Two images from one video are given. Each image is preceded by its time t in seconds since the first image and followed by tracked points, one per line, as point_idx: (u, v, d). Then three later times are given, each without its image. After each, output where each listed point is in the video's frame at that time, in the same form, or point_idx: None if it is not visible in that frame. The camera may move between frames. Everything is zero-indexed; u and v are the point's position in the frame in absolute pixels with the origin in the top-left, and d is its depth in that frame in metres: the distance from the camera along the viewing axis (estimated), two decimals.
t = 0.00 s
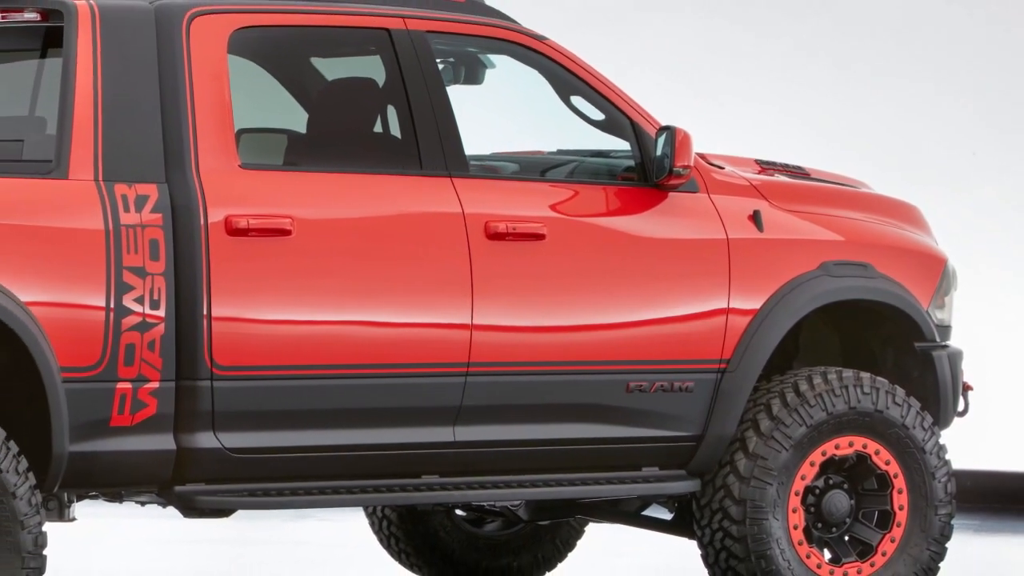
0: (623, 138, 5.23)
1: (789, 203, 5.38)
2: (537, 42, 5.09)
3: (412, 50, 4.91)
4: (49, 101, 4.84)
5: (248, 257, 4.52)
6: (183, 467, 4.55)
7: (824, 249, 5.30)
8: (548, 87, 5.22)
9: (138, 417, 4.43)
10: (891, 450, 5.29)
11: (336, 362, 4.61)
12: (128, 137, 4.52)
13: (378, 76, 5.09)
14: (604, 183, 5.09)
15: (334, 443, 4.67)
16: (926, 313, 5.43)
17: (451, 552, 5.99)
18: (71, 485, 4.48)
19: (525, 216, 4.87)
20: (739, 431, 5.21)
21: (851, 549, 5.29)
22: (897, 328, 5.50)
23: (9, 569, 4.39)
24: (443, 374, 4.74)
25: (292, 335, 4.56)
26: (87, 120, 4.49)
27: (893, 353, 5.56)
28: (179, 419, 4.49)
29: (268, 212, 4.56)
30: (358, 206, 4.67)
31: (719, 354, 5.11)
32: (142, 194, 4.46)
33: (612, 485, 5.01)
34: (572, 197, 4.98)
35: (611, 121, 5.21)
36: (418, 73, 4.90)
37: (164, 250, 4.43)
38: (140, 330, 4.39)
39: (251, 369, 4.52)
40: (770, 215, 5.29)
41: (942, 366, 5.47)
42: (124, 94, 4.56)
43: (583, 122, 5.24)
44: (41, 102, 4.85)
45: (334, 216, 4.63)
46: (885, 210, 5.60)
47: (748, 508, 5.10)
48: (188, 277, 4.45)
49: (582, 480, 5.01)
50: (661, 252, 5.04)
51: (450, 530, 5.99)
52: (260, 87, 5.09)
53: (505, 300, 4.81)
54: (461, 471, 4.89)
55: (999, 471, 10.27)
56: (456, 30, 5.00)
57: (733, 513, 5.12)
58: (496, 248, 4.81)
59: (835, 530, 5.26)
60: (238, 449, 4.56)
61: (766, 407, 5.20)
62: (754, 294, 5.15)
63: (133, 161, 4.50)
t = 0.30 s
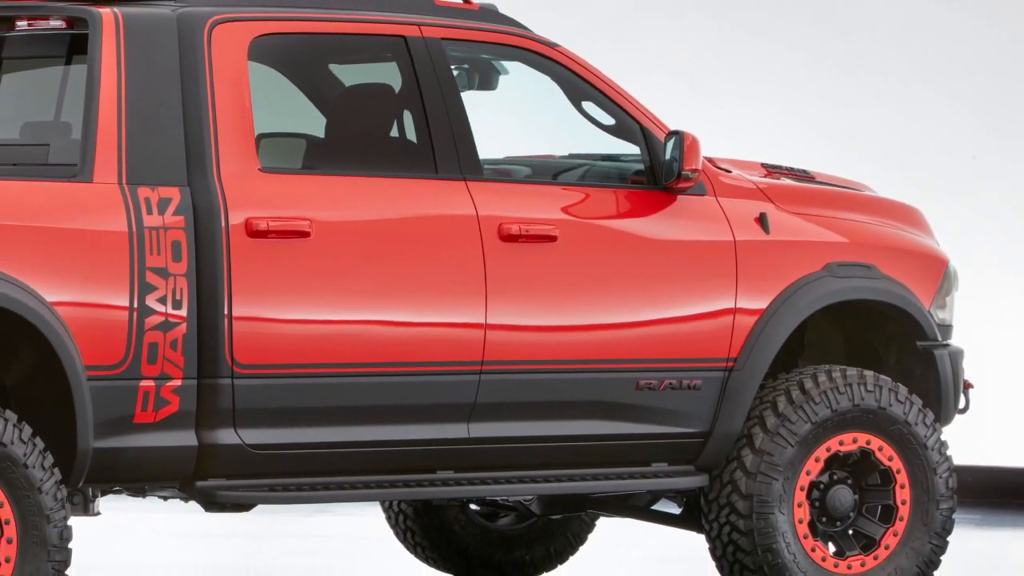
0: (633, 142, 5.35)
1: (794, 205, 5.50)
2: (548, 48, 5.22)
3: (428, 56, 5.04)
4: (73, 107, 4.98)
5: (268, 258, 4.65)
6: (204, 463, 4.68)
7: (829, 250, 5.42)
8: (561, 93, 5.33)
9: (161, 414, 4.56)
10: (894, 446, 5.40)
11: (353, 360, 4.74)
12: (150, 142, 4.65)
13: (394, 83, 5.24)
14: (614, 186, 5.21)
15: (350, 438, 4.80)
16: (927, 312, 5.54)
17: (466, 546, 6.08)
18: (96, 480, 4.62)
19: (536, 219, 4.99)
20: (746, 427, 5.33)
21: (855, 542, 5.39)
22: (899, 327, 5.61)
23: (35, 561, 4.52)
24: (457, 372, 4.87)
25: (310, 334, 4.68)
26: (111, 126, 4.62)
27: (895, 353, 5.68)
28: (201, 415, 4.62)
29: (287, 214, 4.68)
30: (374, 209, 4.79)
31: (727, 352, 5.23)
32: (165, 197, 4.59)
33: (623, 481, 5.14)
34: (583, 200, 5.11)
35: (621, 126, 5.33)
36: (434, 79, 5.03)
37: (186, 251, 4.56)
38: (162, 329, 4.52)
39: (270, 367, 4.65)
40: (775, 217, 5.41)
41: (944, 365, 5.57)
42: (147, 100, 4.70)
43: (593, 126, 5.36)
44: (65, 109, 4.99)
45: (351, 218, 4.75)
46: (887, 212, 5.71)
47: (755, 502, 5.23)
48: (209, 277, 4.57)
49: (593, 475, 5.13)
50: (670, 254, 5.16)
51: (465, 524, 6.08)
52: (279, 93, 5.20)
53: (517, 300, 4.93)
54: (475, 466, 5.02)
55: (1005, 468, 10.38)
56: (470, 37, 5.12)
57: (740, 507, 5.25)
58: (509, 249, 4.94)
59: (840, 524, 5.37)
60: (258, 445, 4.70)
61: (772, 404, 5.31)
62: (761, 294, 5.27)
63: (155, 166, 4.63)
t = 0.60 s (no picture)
0: (643, 147, 5.48)
1: (800, 208, 5.62)
2: (561, 55, 5.35)
3: (443, 63, 5.18)
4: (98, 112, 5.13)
5: (288, 259, 4.78)
6: (225, 459, 4.82)
7: (834, 252, 5.54)
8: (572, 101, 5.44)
9: (184, 411, 4.70)
10: (897, 442, 5.53)
11: (370, 358, 4.87)
12: (173, 146, 4.78)
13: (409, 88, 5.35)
14: (625, 189, 5.34)
15: (367, 434, 4.92)
16: (929, 312, 5.66)
17: (480, 539, 6.22)
18: (121, 475, 4.75)
19: (548, 221, 5.12)
20: (753, 424, 5.46)
21: (859, 536, 5.53)
22: (902, 327, 5.73)
23: (61, 554, 4.65)
24: (472, 370, 5.00)
25: (328, 333, 4.82)
26: (134, 131, 4.75)
27: (898, 351, 5.80)
28: (223, 412, 4.76)
29: (306, 217, 4.82)
30: (391, 212, 4.93)
31: (734, 351, 5.36)
32: (187, 200, 4.72)
33: (632, 476, 5.27)
34: (594, 203, 5.24)
35: (632, 131, 5.46)
36: (449, 85, 5.16)
37: (208, 253, 4.69)
38: (185, 328, 4.65)
39: (290, 365, 4.78)
40: (781, 220, 5.53)
41: (945, 363, 5.71)
42: (170, 106, 4.83)
43: (604, 131, 5.50)
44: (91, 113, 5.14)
45: (368, 220, 4.89)
46: (891, 214, 5.83)
47: (761, 497, 5.36)
48: (230, 278, 4.71)
49: (603, 470, 5.27)
50: (678, 255, 5.28)
51: (479, 518, 6.23)
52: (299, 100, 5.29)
53: (530, 300, 5.06)
54: (489, 462, 5.15)
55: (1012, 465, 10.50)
56: (485, 44, 5.25)
57: (747, 502, 5.38)
58: (522, 250, 5.07)
59: (844, 518, 5.50)
60: (278, 441, 4.83)
61: (778, 401, 5.44)
62: (767, 294, 5.40)
63: (178, 169, 4.76)
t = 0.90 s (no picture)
0: (653, 151, 5.61)
1: (805, 211, 5.75)
2: (573, 62, 5.48)
3: (458, 69, 5.31)
4: (123, 117, 5.30)
5: (308, 260, 4.92)
6: (247, 454, 4.96)
7: (839, 253, 5.68)
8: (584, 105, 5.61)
9: (206, 408, 4.84)
10: (900, 438, 5.66)
11: (388, 356, 5.01)
12: (196, 150, 4.92)
13: (424, 94, 5.47)
14: (635, 193, 5.47)
15: (385, 430, 5.07)
16: (931, 311, 5.79)
17: (495, 532, 6.32)
18: (145, 470, 4.90)
19: (561, 223, 5.26)
20: (760, 420, 5.59)
21: (862, 529, 5.66)
22: (905, 326, 5.87)
23: (87, 547, 4.80)
24: (486, 368, 5.14)
25: (347, 332, 4.96)
26: (158, 135, 4.89)
27: (901, 349, 5.93)
28: (245, 410, 4.90)
29: (325, 219, 4.95)
30: (408, 214, 5.07)
31: (742, 349, 5.49)
32: (210, 203, 4.86)
33: (642, 471, 5.41)
34: (606, 206, 5.38)
35: (642, 136, 5.60)
36: (464, 92, 5.30)
37: (230, 254, 4.83)
38: (208, 327, 4.79)
39: (310, 364, 4.92)
40: (787, 223, 5.66)
41: (946, 362, 5.83)
42: (193, 111, 4.97)
43: (615, 135, 5.65)
44: (116, 117, 5.31)
45: (386, 222, 5.03)
46: (894, 216, 5.97)
47: (768, 491, 5.49)
48: (252, 278, 4.85)
49: (614, 465, 5.41)
50: (687, 256, 5.42)
51: (494, 511, 6.31)
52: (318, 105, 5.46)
53: (542, 300, 5.20)
54: (503, 457, 5.29)
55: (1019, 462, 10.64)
56: (498, 51, 5.39)
57: (754, 496, 5.51)
58: (536, 252, 5.21)
59: (848, 512, 5.63)
60: (299, 437, 4.97)
61: (784, 399, 5.57)
62: (774, 294, 5.53)
63: (201, 173, 4.90)
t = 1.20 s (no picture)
0: (663, 156, 5.77)
1: (811, 213, 5.89)
2: (585, 69, 5.63)
3: (474, 76, 5.46)
4: (149, 122, 5.32)
5: (328, 261, 5.07)
6: (269, 450, 5.11)
7: (844, 254, 5.82)
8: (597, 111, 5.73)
9: (229, 405, 4.99)
10: (903, 434, 5.80)
11: (405, 354, 5.17)
12: (219, 155, 5.07)
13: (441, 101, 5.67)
14: (645, 196, 5.62)
15: (401, 426, 5.21)
16: (932, 311, 5.93)
17: (509, 526, 6.47)
18: (170, 465, 5.05)
19: (574, 226, 5.40)
20: (767, 417, 5.74)
21: (866, 523, 5.81)
22: (907, 325, 6.01)
23: (114, 540, 4.96)
24: (501, 366, 5.29)
25: (365, 330, 5.11)
26: (183, 140, 5.04)
27: (904, 348, 6.07)
28: (266, 407, 5.05)
29: (344, 221, 5.10)
30: (425, 217, 5.21)
31: (749, 348, 5.64)
32: (233, 206, 5.01)
33: (652, 466, 5.55)
34: (617, 209, 5.51)
35: (652, 140, 5.76)
36: (479, 98, 5.45)
37: (252, 256, 4.98)
38: (231, 327, 4.95)
39: (329, 362, 5.07)
40: (794, 225, 5.80)
41: (947, 360, 5.97)
42: (216, 117, 5.12)
43: (625, 140, 5.77)
44: (142, 122, 5.33)
45: (403, 225, 5.18)
46: (897, 219, 6.11)
47: (774, 486, 5.64)
48: (273, 279, 5.00)
49: (624, 461, 5.55)
50: (696, 257, 5.56)
51: (508, 506, 6.46)
52: (338, 113, 5.58)
53: (555, 301, 5.35)
54: (518, 453, 5.44)
55: None
56: (512, 58, 5.54)
57: (761, 491, 5.65)
58: (549, 253, 5.36)
59: (852, 506, 5.77)
60: (318, 434, 5.12)
61: (790, 396, 5.72)
62: (781, 295, 5.68)
63: (225, 177, 5.05)
